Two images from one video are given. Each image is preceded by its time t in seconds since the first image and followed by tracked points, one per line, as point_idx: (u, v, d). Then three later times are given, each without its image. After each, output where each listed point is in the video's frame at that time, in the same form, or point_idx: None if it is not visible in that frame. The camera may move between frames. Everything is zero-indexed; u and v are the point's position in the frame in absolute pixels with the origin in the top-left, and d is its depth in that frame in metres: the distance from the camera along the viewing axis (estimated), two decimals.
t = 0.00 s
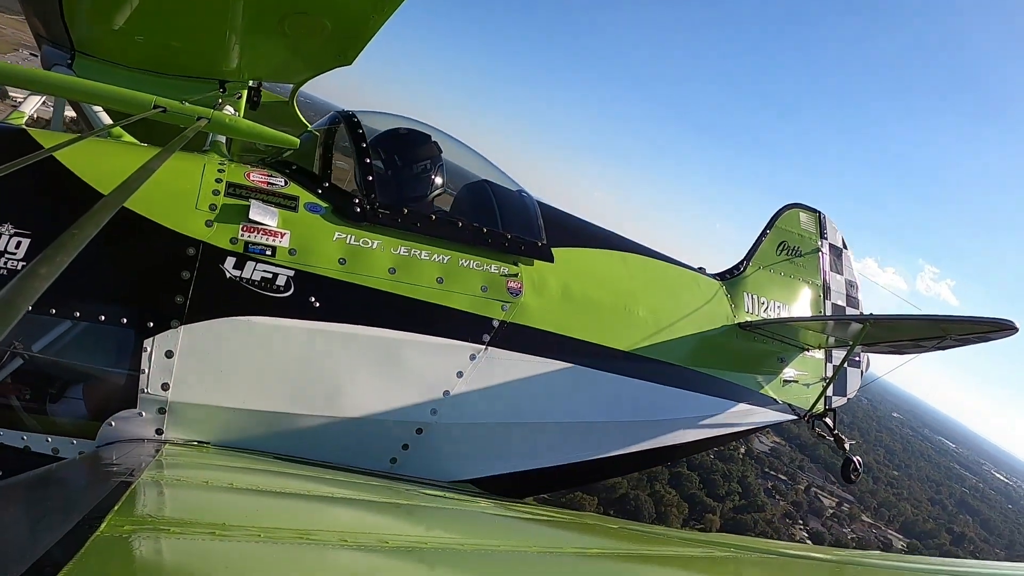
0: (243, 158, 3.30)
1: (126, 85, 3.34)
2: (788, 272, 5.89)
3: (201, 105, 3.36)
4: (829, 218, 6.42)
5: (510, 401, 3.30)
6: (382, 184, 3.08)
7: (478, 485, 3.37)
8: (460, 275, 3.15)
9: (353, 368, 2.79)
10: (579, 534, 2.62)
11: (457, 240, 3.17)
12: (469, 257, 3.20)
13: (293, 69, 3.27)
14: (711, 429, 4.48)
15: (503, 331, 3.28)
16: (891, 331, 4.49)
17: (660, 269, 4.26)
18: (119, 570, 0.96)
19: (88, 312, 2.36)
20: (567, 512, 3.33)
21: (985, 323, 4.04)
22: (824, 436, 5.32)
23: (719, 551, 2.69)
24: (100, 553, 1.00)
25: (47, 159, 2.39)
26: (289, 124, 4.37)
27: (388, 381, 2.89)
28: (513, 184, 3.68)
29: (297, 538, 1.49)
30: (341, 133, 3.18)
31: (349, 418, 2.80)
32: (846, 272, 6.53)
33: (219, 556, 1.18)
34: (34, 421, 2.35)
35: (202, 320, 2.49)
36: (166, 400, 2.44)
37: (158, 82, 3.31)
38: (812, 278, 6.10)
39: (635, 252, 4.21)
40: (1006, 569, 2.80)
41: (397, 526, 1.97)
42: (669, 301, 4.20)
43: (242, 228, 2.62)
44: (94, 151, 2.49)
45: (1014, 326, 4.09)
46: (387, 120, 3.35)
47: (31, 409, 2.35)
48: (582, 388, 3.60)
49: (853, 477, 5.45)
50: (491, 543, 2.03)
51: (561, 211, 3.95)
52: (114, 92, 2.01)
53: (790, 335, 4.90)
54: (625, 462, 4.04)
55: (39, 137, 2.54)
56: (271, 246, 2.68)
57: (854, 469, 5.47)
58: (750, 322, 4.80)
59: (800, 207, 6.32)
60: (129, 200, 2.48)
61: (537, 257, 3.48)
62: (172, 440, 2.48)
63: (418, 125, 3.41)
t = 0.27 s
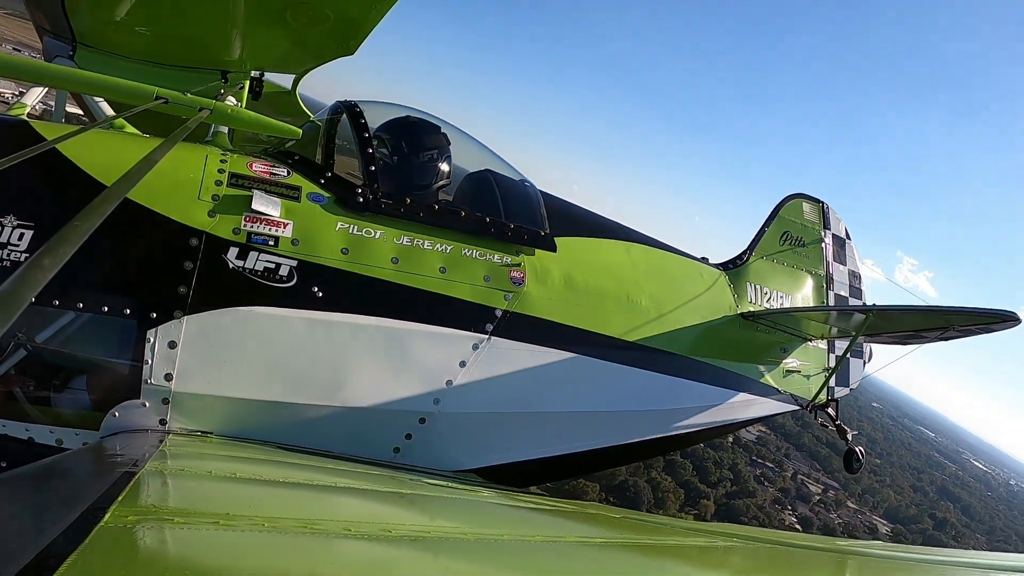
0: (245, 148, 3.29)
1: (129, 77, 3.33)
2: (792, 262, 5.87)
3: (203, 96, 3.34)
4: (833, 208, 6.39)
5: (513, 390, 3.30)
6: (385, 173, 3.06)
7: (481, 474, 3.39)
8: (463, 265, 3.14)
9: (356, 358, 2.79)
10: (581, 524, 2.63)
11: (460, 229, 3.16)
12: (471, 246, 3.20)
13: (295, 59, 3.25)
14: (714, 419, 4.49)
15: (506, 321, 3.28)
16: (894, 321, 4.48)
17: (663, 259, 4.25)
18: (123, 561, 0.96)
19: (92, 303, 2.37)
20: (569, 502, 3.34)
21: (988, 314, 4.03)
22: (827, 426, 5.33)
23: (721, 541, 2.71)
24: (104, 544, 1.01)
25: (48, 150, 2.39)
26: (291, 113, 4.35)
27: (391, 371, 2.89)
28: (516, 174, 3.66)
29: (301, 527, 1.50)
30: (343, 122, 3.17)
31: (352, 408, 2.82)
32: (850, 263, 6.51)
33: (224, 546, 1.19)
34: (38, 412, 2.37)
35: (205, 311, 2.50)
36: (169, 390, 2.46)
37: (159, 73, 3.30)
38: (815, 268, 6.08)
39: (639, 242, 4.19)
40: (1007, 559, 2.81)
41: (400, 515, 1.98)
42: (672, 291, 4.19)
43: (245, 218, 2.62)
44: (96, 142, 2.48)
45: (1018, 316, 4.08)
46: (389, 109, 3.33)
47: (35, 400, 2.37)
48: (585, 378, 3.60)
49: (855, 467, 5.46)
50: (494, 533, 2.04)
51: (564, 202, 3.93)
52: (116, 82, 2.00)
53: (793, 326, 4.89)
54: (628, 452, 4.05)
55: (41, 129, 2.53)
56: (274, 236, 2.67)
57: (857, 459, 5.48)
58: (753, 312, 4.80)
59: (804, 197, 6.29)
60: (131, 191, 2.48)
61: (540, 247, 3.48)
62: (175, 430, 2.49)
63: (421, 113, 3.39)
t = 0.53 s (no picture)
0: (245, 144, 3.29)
1: (130, 74, 3.32)
2: (792, 257, 5.86)
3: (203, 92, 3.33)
4: (834, 203, 6.37)
5: (514, 386, 3.31)
6: (385, 167, 3.05)
7: (483, 470, 3.39)
8: (464, 260, 3.14)
9: (357, 354, 2.80)
10: (583, 519, 2.63)
11: (461, 225, 3.16)
12: (472, 242, 3.20)
13: (295, 55, 3.24)
14: (715, 414, 4.49)
15: (506, 316, 3.28)
16: (895, 316, 4.47)
17: (664, 254, 4.25)
18: (126, 558, 0.97)
19: (93, 300, 2.37)
20: (571, 497, 3.35)
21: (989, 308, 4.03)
22: (828, 421, 5.33)
23: (722, 535, 2.71)
24: (106, 542, 1.01)
25: (48, 148, 2.39)
26: (291, 109, 4.34)
27: (392, 367, 2.89)
28: (517, 169, 3.65)
29: (302, 523, 1.51)
30: (343, 118, 3.16)
31: (354, 404, 2.82)
32: (850, 257, 6.50)
33: (226, 543, 1.19)
34: (40, 409, 2.38)
35: (206, 307, 2.50)
36: (171, 387, 2.46)
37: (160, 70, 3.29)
38: (816, 263, 6.07)
39: (639, 237, 4.19)
40: (1008, 553, 2.81)
41: (402, 511, 1.99)
42: (673, 286, 4.19)
43: (246, 215, 2.62)
44: (97, 140, 2.48)
45: (1019, 310, 4.08)
46: (390, 105, 3.32)
47: (37, 398, 2.37)
48: (586, 373, 3.61)
49: (855, 461, 5.47)
50: (495, 528, 2.04)
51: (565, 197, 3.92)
52: (116, 79, 2.00)
53: (794, 320, 4.89)
54: (629, 447, 4.05)
55: (41, 126, 2.53)
56: (274, 232, 2.67)
57: (858, 453, 5.48)
58: (754, 307, 4.79)
59: (804, 192, 6.27)
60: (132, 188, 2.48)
61: (541, 242, 3.48)
62: (177, 426, 2.50)
63: (420, 108, 3.38)
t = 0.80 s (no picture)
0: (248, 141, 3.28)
1: (133, 71, 3.32)
2: (795, 255, 5.84)
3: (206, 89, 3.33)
4: (836, 201, 6.35)
5: (516, 383, 3.30)
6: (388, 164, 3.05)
7: (484, 467, 3.39)
8: (467, 258, 3.14)
9: (359, 351, 2.80)
10: (585, 516, 2.63)
11: (464, 222, 3.16)
12: (475, 239, 3.19)
13: (297, 51, 3.23)
14: (717, 412, 4.48)
15: (509, 313, 3.27)
16: (898, 314, 4.46)
17: (667, 251, 4.24)
18: (128, 555, 0.97)
19: (96, 297, 2.38)
20: (573, 494, 3.35)
21: (991, 307, 4.02)
22: (830, 419, 5.32)
23: (724, 533, 2.71)
24: (109, 539, 1.01)
25: (51, 145, 2.39)
26: (293, 106, 4.34)
27: (395, 364, 2.89)
28: (520, 166, 3.65)
29: (305, 520, 1.51)
30: (346, 115, 3.16)
31: (356, 401, 2.82)
32: (853, 255, 6.48)
33: (228, 539, 1.19)
34: (42, 407, 2.38)
35: (209, 304, 2.50)
36: (173, 384, 2.47)
37: (162, 66, 3.29)
38: (818, 261, 6.05)
39: (642, 234, 4.18)
40: (1011, 552, 2.81)
41: (403, 507, 1.99)
42: (676, 284, 4.18)
43: (248, 212, 2.62)
44: (99, 137, 2.48)
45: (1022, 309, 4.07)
46: (392, 102, 3.32)
47: (40, 395, 2.38)
48: (589, 370, 3.60)
49: (859, 460, 5.45)
50: (497, 525, 2.04)
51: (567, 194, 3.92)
52: (119, 75, 1.99)
53: (796, 318, 4.88)
54: (631, 445, 4.04)
55: (44, 123, 2.53)
56: (277, 229, 2.67)
57: (860, 451, 5.47)
58: (756, 305, 4.78)
59: (807, 189, 6.25)
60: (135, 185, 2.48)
61: (543, 240, 3.47)
62: (180, 424, 2.50)
63: (423, 106, 3.38)
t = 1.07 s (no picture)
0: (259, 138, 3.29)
1: (145, 68, 3.33)
2: (806, 253, 5.78)
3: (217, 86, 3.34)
4: (848, 199, 6.28)
5: (526, 381, 3.29)
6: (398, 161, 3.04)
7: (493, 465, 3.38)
8: (477, 255, 3.13)
9: (369, 348, 2.80)
10: (594, 515, 2.62)
11: (474, 220, 3.15)
12: (485, 237, 3.18)
13: (308, 49, 3.23)
14: (728, 411, 4.44)
15: (519, 311, 3.26)
16: (909, 314, 4.41)
17: (678, 250, 4.21)
18: (139, 550, 0.96)
19: (107, 293, 2.39)
20: (581, 493, 3.33)
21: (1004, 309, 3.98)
22: (840, 419, 5.27)
23: (735, 533, 2.68)
24: (119, 534, 1.01)
25: (63, 142, 2.40)
26: (302, 104, 4.34)
27: (404, 361, 2.89)
28: (530, 163, 3.63)
29: (314, 517, 1.50)
30: (357, 113, 3.16)
31: (366, 397, 2.82)
32: (865, 254, 6.41)
33: (237, 535, 1.19)
34: (54, 402, 2.40)
35: (219, 301, 2.51)
36: (184, 380, 2.48)
37: (174, 64, 3.31)
38: (830, 260, 5.99)
39: (652, 232, 4.16)
40: None
41: (411, 504, 1.98)
42: (687, 282, 4.15)
43: (259, 209, 2.62)
44: (112, 134, 2.49)
45: None
46: (403, 99, 3.31)
47: (51, 390, 2.40)
48: (599, 368, 3.58)
49: (867, 460, 5.39)
50: (505, 522, 2.03)
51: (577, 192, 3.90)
52: (131, 72, 2.00)
53: (807, 317, 4.84)
54: (641, 444, 4.02)
55: (56, 120, 2.54)
56: (288, 226, 2.67)
57: (870, 451, 5.41)
58: (767, 304, 4.74)
59: (819, 188, 6.19)
60: (146, 182, 2.49)
61: (554, 238, 3.45)
62: (191, 419, 2.51)
63: (434, 103, 3.37)
